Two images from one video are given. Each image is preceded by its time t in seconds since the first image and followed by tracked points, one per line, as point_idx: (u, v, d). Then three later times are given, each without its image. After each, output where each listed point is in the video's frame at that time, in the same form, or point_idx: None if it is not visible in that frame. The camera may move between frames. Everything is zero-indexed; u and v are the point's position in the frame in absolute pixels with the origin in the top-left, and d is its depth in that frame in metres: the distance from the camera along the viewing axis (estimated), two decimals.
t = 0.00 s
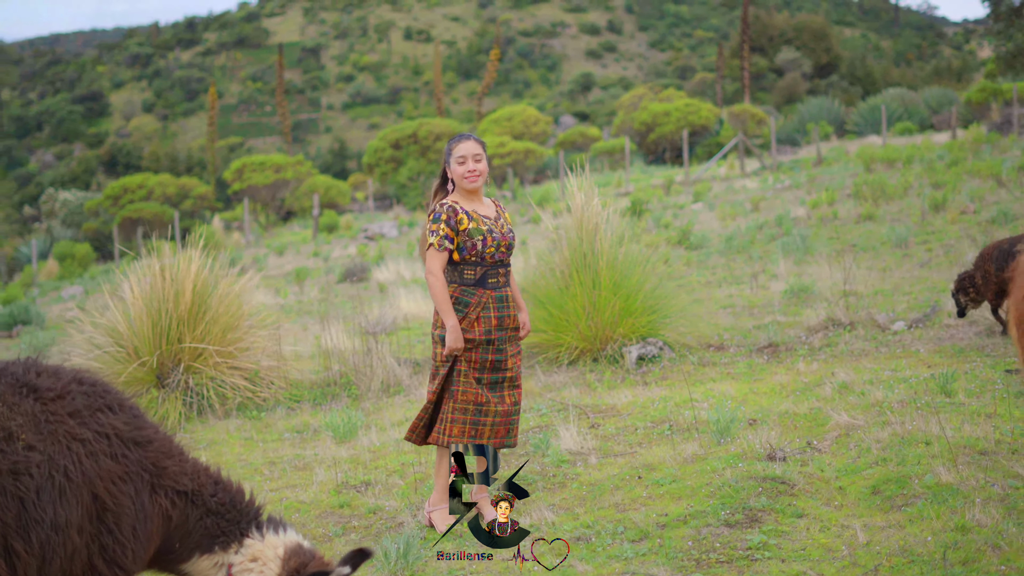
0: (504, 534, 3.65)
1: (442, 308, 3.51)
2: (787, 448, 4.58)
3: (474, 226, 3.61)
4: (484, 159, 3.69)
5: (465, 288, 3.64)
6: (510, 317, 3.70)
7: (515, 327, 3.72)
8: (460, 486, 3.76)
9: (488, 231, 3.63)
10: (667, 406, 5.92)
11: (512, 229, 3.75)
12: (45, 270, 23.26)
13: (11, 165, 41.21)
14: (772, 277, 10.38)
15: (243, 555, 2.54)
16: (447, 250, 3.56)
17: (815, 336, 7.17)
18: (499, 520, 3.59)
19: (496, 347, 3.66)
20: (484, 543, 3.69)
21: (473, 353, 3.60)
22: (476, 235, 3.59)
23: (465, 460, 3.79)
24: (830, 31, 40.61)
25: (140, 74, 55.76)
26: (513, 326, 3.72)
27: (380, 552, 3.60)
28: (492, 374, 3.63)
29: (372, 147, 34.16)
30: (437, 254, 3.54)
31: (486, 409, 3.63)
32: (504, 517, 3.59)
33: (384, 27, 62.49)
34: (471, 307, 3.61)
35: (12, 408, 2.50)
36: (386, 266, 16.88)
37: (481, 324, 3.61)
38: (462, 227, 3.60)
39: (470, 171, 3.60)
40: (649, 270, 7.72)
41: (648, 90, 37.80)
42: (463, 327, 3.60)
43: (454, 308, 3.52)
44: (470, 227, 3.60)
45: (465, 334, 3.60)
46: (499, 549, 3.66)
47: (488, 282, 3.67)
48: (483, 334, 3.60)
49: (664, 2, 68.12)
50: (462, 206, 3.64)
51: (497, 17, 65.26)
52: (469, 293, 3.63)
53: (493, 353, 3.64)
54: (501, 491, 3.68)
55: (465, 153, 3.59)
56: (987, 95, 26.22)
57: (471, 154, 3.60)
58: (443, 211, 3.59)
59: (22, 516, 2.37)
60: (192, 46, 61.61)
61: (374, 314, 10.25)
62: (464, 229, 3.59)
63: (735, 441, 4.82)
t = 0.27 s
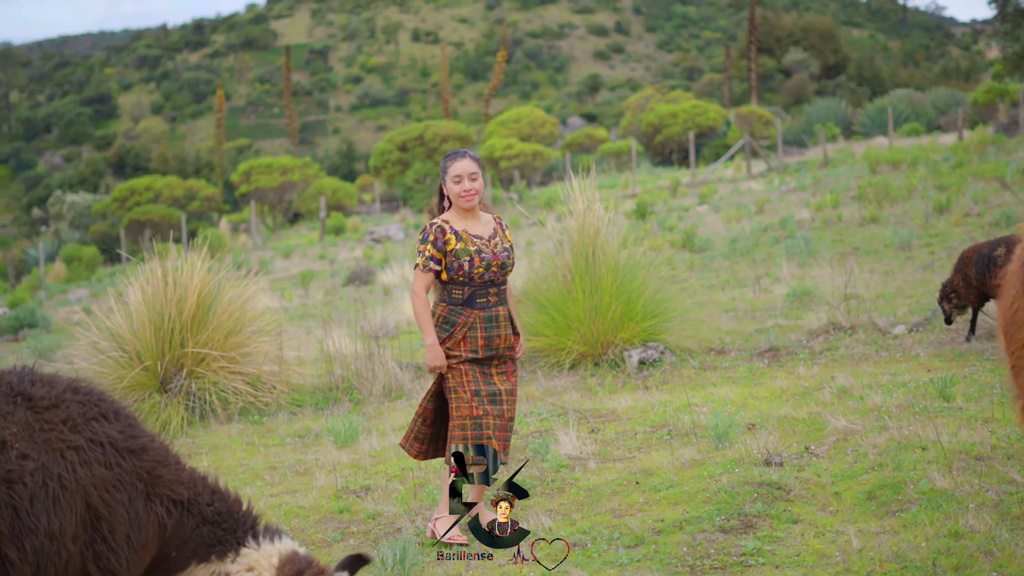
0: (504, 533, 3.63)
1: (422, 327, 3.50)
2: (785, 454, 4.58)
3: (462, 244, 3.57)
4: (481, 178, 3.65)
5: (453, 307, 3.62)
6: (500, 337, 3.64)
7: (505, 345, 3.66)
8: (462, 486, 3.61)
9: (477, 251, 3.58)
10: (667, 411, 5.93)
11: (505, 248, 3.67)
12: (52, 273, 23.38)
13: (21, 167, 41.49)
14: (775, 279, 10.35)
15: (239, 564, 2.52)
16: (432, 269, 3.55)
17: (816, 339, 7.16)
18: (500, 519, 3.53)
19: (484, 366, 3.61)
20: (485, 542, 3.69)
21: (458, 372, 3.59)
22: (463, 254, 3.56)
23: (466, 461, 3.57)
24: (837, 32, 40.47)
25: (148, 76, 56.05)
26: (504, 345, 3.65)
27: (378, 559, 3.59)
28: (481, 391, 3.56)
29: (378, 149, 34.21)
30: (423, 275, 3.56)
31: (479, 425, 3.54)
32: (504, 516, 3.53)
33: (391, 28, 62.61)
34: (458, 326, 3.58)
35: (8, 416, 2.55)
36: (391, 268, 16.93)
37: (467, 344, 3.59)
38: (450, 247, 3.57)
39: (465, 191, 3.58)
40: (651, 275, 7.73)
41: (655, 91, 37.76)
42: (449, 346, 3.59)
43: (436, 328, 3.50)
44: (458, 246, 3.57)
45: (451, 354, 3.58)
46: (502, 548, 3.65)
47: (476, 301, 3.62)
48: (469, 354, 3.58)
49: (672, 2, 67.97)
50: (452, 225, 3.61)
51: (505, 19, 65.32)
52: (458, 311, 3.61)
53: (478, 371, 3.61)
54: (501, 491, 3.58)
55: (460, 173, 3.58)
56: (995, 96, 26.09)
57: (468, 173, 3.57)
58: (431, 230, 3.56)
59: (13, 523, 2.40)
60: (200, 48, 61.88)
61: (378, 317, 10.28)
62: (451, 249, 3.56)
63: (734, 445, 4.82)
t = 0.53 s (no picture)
0: (503, 532, 3.55)
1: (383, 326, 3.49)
2: (780, 457, 4.58)
3: (434, 243, 3.49)
4: (473, 178, 3.56)
5: (423, 306, 3.50)
6: (468, 342, 3.47)
7: (473, 350, 3.47)
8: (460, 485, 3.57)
9: (445, 251, 3.47)
10: (664, 413, 5.94)
11: (484, 252, 3.50)
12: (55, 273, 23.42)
13: (26, 168, 41.66)
14: (775, 282, 10.32)
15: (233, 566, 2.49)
16: (408, 269, 3.54)
17: (814, 342, 7.14)
18: (499, 519, 3.46)
19: (448, 370, 3.48)
20: (485, 539, 3.63)
21: (422, 372, 3.48)
22: (431, 254, 3.47)
23: (466, 461, 3.54)
24: (842, 33, 40.39)
25: (153, 77, 56.19)
26: (473, 351, 3.48)
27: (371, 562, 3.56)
28: (438, 396, 3.48)
29: (382, 150, 34.22)
30: (397, 271, 3.58)
31: (432, 429, 3.51)
32: (504, 516, 3.46)
33: (396, 29, 62.68)
34: (424, 326, 3.47)
35: None
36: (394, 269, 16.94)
37: (430, 344, 3.47)
38: (421, 247, 3.51)
39: (454, 189, 3.51)
40: (648, 280, 7.76)
41: (659, 93, 37.76)
42: (413, 346, 3.51)
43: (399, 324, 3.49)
44: (429, 245, 3.49)
45: (414, 354, 3.50)
46: (501, 546, 3.57)
47: (445, 302, 3.48)
48: (432, 354, 3.46)
49: (677, 2, 67.88)
50: (431, 224, 3.54)
51: (509, 19, 65.36)
52: (425, 312, 3.49)
53: (443, 372, 3.48)
54: (502, 491, 3.51)
55: (450, 170, 3.51)
56: (999, 97, 26.03)
57: (457, 171, 3.51)
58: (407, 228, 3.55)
59: (6, 529, 2.43)
60: (205, 48, 62.02)
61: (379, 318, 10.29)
62: (422, 248, 3.50)
63: (729, 449, 4.83)
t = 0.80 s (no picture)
0: (503, 534, 3.55)
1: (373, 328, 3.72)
2: (772, 460, 4.60)
3: (411, 247, 3.62)
4: (460, 181, 3.60)
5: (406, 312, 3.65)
6: (438, 346, 3.54)
7: (445, 355, 3.53)
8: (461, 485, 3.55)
9: (419, 256, 3.57)
10: (660, 416, 5.95)
11: (457, 256, 3.53)
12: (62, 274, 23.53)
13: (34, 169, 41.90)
14: (775, 284, 10.30)
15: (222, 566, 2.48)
16: (397, 273, 3.70)
17: (811, 345, 7.14)
18: (500, 519, 3.44)
19: (422, 373, 3.58)
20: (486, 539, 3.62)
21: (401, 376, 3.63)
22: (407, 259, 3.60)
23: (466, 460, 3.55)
24: (850, 34, 40.27)
25: (160, 78, 56.42)
26: (446, 355, 3.54)
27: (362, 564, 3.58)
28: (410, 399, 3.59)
29: (388, 152, 34.25)
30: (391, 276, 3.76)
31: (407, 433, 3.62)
32: (504, 516, 3.46)
33: (403, 30, 62.78)
34: (404, 329, 3.63)
35: None
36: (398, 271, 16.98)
37: (409, 348, 3.60)
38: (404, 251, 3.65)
39: (441, 192, 3.57)
40: (645, 283, 7.78)
41: (665, 94, 37.75)
42: (396, 349, 3.67)
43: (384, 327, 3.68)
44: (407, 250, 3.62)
45: (395, 357, 3.66)
46: (503, 549, 3.59)
47: (421, 306, 3.62)
48: (407, 359, 3.59)
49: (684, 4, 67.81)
50: (417, 229, 3.66)
51: (517, 21, 65.42)
52: (407, 316, 3.65)
53: (419, 379, 3.58)
54: (502, 491, 3.51)
55: (437, 173, 3.57)
56: (1005, 99, 25.92)
57: (443, 174, 3.56)
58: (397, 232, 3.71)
59: None
60: (212, 49, 62.27)
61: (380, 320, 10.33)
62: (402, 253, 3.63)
63: (721, 451, 4.86)
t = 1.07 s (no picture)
0: (503, 534, 3.43)
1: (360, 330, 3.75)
2: (766, 464, 4.62)
3: (401, 252, 3.63)
4: (450, 189, 3.64)
5: (396, 316, 3.66)
6: (429, 353, 3.56)
7: (435, 361, 3.56)
8: (460, 487, 3.52)
9: (411, 261, 3.58)
10: (656, 419, 5.97)
11: (450, 262, 3.55)
12: (66, 276, 23.58)
13: (39, 170, 42.08)
14: (775, 287, 10.28)
15: None
16: (384, 278, 3.70)
17: (808, 348, 7.13)
18: (499, 519, 3.39)
19: (412, 380, 3.61)
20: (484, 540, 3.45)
21: (390, 381, 3.65)
22: (400, 264, 3.61)
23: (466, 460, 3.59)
24: (855, 35, 40.18)
25: (166, 79, 56.54)
26: (438, 359, 3.57)
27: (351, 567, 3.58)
28: (401, 406, 3.61)
29: (392, 154, 34.26)
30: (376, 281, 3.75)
31: (397, 438, 3.65)
32: (504, 517, 3.39)
33: (409, 31, 62.83)
34: (394, 333, 3.64)
35: None
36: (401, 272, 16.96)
37: (397, 353, 3.62)
38: (393, 255, 3.66)
39: (432, 201, 3.58)
40: (642, 286, 7.77)
41: (669, 96, 37.71)
42: (383, 355, 3.67)
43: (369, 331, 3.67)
44: (399, 255, 3.63)
45: (383, 363, 3.68)
46: (500, 547, 3.45)
47: (410, 311, 3.62)
48: (395, 363, 3.60)
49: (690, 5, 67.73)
50: (405, 235, 3.68)
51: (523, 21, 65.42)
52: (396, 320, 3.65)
53: (408, 382, 3.61)
54: (500, 489, 3.44)
55: (429, 182, 3.57)
56: (1009, 100, 25.84)
57: (434, 183, 3.57)
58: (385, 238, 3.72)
59: None
60: (218, 50, 62.41)
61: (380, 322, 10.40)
62: (393, 257, 3.65)
63: (715, 455, 4.87)
